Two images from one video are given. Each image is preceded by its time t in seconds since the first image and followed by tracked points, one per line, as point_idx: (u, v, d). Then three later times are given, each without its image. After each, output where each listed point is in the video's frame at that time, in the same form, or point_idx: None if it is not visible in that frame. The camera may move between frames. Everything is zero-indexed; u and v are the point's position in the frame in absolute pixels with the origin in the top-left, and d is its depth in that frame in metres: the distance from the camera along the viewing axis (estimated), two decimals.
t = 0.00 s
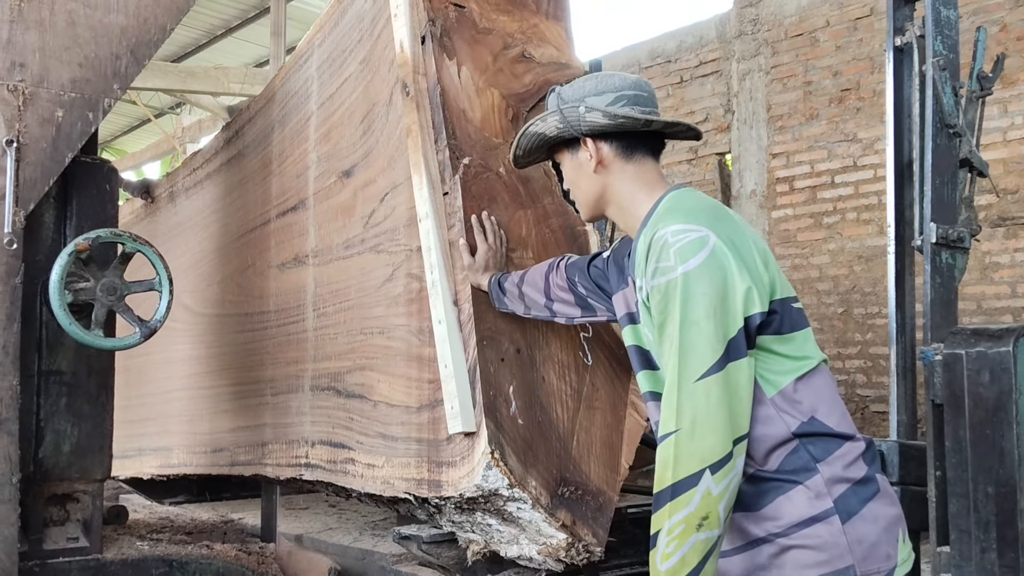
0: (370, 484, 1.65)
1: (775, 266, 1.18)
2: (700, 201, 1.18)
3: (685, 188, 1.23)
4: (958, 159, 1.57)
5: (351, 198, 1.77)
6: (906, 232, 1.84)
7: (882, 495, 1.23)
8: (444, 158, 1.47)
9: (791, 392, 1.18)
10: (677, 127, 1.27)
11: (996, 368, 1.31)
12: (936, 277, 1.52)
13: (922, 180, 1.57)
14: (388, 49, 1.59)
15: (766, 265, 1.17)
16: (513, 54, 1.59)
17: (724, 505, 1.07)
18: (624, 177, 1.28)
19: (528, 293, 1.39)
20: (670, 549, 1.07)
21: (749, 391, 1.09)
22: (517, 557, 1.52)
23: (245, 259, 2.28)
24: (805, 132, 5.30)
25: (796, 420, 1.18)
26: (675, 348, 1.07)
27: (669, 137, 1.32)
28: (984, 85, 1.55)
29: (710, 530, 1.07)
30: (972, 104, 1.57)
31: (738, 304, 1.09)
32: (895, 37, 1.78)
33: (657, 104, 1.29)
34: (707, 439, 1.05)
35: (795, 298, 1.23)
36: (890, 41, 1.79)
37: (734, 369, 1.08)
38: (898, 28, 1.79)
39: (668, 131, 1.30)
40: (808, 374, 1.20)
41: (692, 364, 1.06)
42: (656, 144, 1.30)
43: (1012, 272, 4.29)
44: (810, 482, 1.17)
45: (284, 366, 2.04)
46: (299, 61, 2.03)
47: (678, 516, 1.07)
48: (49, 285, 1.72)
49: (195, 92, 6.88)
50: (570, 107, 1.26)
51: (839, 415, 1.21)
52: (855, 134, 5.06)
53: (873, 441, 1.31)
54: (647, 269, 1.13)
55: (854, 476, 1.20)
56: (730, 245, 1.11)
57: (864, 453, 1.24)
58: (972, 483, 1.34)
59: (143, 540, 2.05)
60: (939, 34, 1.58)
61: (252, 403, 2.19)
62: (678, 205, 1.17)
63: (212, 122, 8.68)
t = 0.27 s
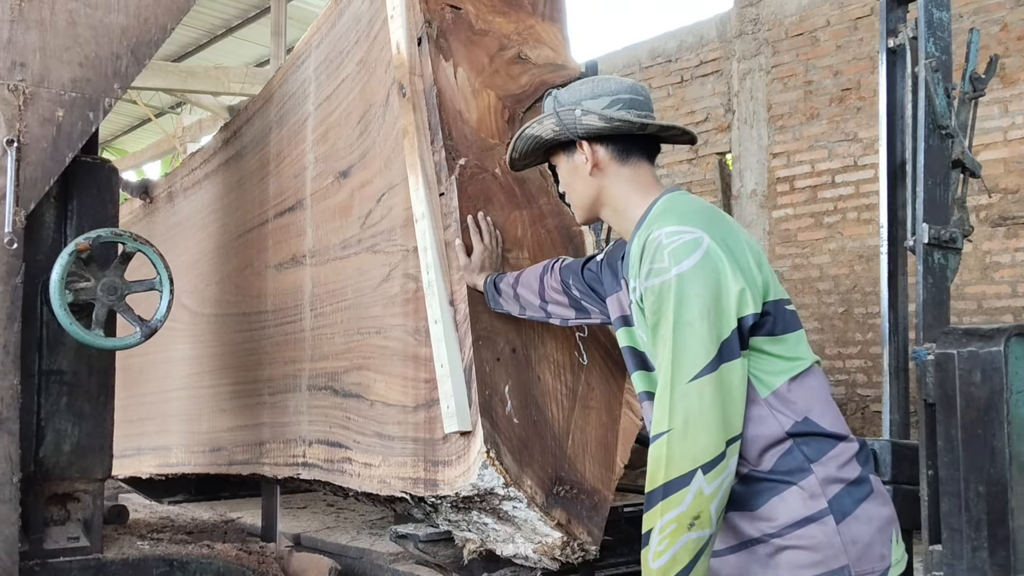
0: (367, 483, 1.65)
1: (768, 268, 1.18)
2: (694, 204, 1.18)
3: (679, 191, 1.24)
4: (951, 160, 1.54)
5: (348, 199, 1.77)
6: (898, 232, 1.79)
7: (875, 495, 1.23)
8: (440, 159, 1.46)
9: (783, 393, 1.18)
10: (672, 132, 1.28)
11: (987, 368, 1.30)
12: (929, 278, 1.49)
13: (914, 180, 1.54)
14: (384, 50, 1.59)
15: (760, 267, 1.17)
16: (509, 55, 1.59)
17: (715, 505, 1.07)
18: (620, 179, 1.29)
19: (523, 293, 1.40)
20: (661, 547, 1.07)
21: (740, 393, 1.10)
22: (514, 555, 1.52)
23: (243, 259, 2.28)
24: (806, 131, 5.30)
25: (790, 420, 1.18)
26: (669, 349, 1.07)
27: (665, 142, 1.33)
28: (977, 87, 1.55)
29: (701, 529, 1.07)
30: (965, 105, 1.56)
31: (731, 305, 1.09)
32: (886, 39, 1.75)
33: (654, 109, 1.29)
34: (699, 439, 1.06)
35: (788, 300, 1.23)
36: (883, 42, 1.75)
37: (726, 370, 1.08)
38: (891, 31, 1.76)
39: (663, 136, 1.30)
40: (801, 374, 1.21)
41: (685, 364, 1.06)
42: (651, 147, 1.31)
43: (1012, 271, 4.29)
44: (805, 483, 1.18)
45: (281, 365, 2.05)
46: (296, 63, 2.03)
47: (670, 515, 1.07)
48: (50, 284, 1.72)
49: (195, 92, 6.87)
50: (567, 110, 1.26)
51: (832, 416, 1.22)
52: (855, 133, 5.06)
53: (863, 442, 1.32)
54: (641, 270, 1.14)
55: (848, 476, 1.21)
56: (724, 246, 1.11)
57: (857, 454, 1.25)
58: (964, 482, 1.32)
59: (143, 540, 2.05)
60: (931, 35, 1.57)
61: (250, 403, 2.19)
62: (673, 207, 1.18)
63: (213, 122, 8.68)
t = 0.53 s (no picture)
0: (363, 483, 1.66)
1: (758, 273, 1.19)
2: (684, 208, 1.18)
3: (669, 195, 1.24)
4: (943, 161, 1.52)
5: (344, 200, 1.77)
6: (891, 233, 1.77)
7: (865, 496, 1.24)
8: (435, 160, 1.47)
9: (774, 395, 1.18)
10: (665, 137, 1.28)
11: (977, 368, 1.29)
12: (919, 278, 1.48)
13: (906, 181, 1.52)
14: (380, 51, 1.60)
15: (749, 271, 1.17)
16: (504, 57, 1.59)
17: (702, 509, 1.08)
18: (613, 186, 1.29)
19: (518, 295, 1.40)
20: (646, 549, 1.08)
21: (729, 397, 1.10)
22: (508, 555, 1.51)
23: (241, 260, 2.28)
24: (806, 132, 5.30)
25: (781, 422, 1.18)
26: (658, 353, 1.07)
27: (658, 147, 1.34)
28: (969, 88, 1.52)
29: (686, 532, 1.08)
30: (957, 107, 1.53)
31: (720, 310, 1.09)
32: (879, 41, 1.74)
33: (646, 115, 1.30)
34: (686, 443, 1.06)
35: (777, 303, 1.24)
36: (875, 45, 1.75)
37: (715, 375, 1.08)
38: (882, 33, 1.75)
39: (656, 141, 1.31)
40: (792, 377, 1.21)
41: (675, 368, 1.06)
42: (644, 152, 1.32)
43: (1012, 271, 4.30)
44: (797, 484, 1.18)
45: (278, 366, 2.05)
46: (293, 64, 2.03)
47: (655, 518, 1.07)
48: (50, 284, 1.72)
49: (196, 92, 6.87)
50: (562, 116, 1.27)
51: (822, 419, 1.22)
52: (855, 134, 5.06)
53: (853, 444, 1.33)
54: (631, 275, 1.14)
55: (839, 478, 1.21)
56: (714, 252, 1.12)
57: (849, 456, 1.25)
58: (955, 481, 1.30)
59: (143, 540, 2.06)
60: (924, 38, 1.52)
61: (247, 403, 2.19)
62: (663, 211, 1.18)
63: (213, 122, 8.68)
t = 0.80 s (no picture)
0: (359, 483, 1.66)
1: (745, 279, 1.20)
2: (671, 215, 1.19)
3: (657, 202, 1.25)
4: (933, 163, 1.51)
5: (340, 201, 1.78)
6: (882, 235, 1.79)
7: (854, 499, 1.25)
8: (431, 162, 1.47)
9: (763, 399, 1.20)
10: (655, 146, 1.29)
11: (968, 368, 1.29)
12: (911, 280, 1.48)
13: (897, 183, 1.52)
14: (377, 53, 1.60)
15: (736, 278, 1.18)
16: (499, 59, 1.59)
17: (690, 514, 1.09)
18: (603, 193, 1.29)
19: (510, 297, 1.40)
20: (636, 555, 1.09)
21: (717, 402, 1.11)
22: (503, 554, 1.52)
23: (238, 261, 2.29)
24: (805, 132, 5.30)
25: (770, 427, 1.20)
26: (645, 361, 1.08)
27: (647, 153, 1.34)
28: (961, 91, 1.50)
29: (675, 538, 1.09)
30: (948, 110, 1.51)
31: (707, 317, 1.10)
32: (872, 44, 1.74)
33: (635, 122, 1.31)
34: (674, 449, 1.07)
35: (765, 308, 1.25)
36: (867, 48, 1.76)
37: (702, 381, 1.09)
38: (875, 36, 1.75)
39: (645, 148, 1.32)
40: (781, 382, 1.23)
41: (661, 375, 1.07)
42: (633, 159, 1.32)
43: (1013, 272, 4.30)
44: (787, 488, 1.19)
45: (275, 366, 2.05)
46: (290, 66, 2.04)
47: (644, 524, 1.08)
48: (50, 285, 1.73)
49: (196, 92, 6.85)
50: (552, 124, 1.27)
51: (811, 423, 1.24)
52: (855, 134, 5.07)
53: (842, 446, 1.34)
54: (619, 281, 1.15)
55: (828, 481, 1.22)
56: (700, 258, 1.13)
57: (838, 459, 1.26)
58: (945, 481, 1.30)
59: (142, 540, 2.06)
60: (914, 41, 1.52)
61: (244, 403, 2.19)
62: (650, 218, 1.19)
63: (213, 123, 8.67)
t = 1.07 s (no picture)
0: (356, 483, 1.66)
1: (733, 283, 1.20)
2: (660, 220, 1.20)
3: (646, 207, 1.26)
4: (925, 165, 1.51)
5: (337, 202, 1.78)
6: (875, 235, 1.78)
7: (843, 502, 1.25)
8: (426, 164, 1.47)
9: (752, 402, 1.21)
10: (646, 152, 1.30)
11: (959, 368, 1.29)
12: (903, 281, 1.47)
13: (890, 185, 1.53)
14: (373, 55, 1.60)
15: (724, 282, 1.19)
16: (495, 61, 1.59)
17: (679, 518, 1.09)
18: (593, 198, 1.30)
19: (505, 297, 1.41)
20: (625, 559, 1.09)
21: (705, 407, 1.11)
22: (499, 553, 1.52)
23: (236, 262, 2.29)
24: (805, 133, 5.30)
25: (758, 430, 1.20)
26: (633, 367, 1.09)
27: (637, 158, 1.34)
28: (953, 93, 1.52)
29: (663, 542, 1.09)
30: (940, 112, 1.53)
31: (694, 322, 1.11)
32: (864, 46, 1.76)
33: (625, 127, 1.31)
34: (662, 453, 1.08)
35: (753, 312, 1.25)
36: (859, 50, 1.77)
37: (690, 386, 1.10)
38: (867, 38, 1.77)
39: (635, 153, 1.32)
40: (767, 386, 1.23)
41: (649, 381, 1.08)
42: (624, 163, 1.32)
43: (1013, 272, 4.30)
44: (776, 490, 1.20)
45: (273, 367, 2.05)
46: (288, 68, 2.04)
47: (633, 528, 1.09)
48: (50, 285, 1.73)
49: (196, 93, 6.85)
50: (543, 130, 1.27)
51: (799, 427, 1.24)
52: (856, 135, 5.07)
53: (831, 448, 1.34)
54: (607, 288, 1.16)
55: (817, 484, 1.22)
56: (687, 264, 1.13)
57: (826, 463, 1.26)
58: (936, 481, 1.30)
59: (142, 540, 2.06)
60: (906, 43, 1.53)
61: (242, 404, 2.19)
62: (638, 224, 1.19)
63: (213, 123, 8.66)
